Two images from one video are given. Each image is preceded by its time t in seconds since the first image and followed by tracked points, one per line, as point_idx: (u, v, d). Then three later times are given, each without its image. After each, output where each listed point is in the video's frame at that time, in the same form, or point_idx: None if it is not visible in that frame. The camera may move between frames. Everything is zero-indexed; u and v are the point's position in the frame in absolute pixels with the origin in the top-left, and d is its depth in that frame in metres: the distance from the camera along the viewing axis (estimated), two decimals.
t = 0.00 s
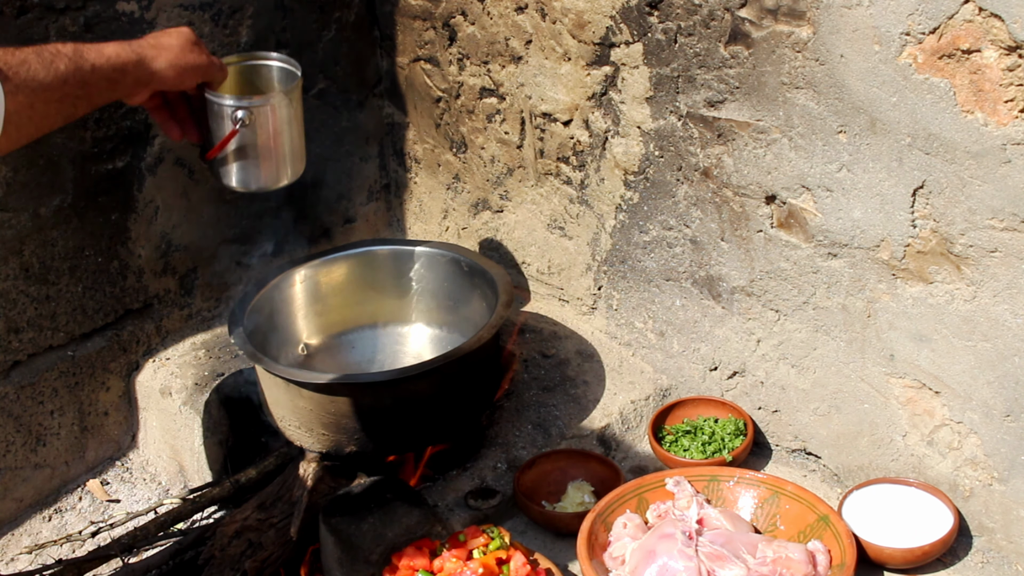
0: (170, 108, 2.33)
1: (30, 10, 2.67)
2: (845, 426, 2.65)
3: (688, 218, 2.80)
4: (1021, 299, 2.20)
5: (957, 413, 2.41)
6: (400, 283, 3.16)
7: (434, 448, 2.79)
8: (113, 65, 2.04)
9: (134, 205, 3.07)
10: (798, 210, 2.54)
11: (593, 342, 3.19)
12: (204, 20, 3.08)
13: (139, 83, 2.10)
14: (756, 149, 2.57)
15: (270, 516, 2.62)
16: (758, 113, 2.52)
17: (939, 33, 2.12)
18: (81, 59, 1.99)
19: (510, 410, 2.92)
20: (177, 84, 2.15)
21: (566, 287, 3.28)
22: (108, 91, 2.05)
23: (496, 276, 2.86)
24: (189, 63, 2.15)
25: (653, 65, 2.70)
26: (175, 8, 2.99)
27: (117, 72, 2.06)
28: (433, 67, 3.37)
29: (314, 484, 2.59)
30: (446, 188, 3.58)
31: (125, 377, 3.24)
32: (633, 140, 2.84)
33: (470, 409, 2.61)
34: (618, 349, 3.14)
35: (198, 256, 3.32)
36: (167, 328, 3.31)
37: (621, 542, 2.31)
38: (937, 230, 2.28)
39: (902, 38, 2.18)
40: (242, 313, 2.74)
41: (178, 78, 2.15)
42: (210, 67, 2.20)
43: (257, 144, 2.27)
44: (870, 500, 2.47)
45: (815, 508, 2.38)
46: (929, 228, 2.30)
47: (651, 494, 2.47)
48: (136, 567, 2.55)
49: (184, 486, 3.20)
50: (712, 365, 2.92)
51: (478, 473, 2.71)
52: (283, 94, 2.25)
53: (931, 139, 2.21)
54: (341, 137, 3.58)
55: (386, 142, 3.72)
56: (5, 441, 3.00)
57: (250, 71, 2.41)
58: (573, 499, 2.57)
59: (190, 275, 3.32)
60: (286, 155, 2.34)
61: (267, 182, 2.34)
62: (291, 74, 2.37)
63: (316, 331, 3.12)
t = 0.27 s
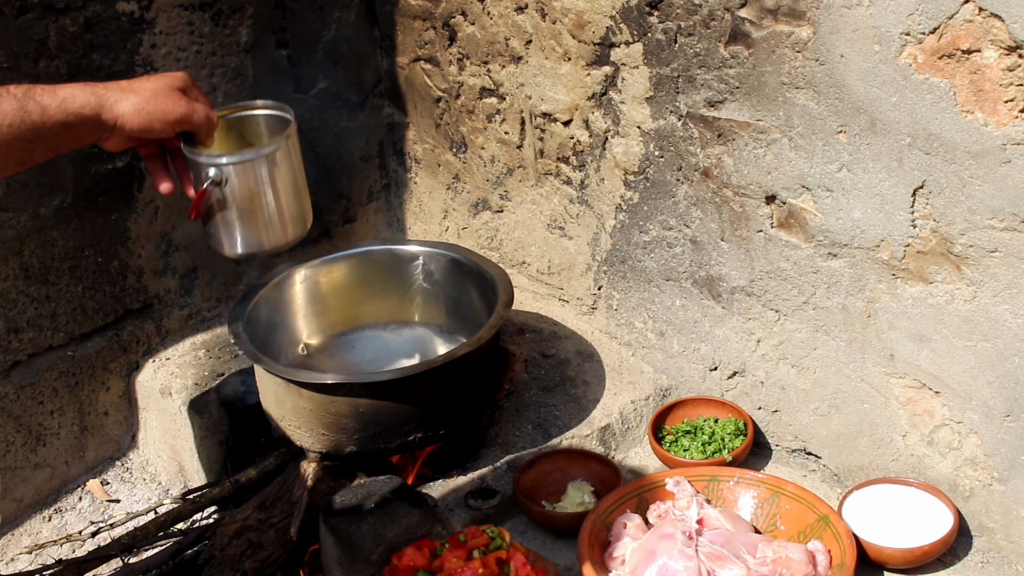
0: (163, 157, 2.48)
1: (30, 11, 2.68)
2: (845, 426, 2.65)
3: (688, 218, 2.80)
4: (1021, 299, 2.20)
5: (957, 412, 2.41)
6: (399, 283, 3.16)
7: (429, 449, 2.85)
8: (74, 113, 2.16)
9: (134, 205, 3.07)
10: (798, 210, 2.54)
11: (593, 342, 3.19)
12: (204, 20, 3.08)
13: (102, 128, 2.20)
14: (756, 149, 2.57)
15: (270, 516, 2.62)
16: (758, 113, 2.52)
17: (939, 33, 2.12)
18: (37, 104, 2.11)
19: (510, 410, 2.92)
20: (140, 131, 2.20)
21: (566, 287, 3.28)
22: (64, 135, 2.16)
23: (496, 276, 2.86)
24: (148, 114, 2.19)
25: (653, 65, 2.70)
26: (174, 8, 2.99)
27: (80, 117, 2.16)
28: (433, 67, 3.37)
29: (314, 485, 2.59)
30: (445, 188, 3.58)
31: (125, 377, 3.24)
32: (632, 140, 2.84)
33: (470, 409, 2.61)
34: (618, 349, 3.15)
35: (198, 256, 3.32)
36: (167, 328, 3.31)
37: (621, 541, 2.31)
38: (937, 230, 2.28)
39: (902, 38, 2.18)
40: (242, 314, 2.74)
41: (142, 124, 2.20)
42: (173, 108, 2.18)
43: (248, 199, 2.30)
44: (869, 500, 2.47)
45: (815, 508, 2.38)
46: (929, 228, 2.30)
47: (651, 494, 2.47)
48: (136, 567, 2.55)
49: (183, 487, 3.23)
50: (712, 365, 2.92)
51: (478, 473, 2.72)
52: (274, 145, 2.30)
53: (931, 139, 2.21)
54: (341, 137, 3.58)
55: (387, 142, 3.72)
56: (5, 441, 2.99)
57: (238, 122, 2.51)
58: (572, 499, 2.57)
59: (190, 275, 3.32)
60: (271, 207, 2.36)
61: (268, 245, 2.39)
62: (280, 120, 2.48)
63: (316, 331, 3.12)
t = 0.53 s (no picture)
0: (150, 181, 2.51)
1: (30, 11, 2.64)
2: (845, 426, 2.65)
3: (688, 218, 2.80)
4: (1021, 299, 2.19)
5: (957, 412, 2.41)
6: (399, 283, 3.16)
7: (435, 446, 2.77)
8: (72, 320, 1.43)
9: (134, 205, 3.07)
10: (798, 210, 2.54)
11: (593, 342, 3.19)
12: (204, 20, 3.08)
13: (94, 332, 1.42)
14: (756, 149, 2.57)
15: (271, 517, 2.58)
16: (758, 113, 2.52)
17: (938, 33, 2.12)
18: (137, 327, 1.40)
19: (510, 410, 2.92)
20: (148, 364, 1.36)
21: (566, 287, 3.28)
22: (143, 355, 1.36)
23: (495, 275, 2.86)
24: (143, 353, 1.36)
25: (653, 65, 2.70)
26: (175, 8, 2.99)
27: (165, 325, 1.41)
28: (433, 67, 3.37)
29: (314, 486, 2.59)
30: (445, 188, 3.58)
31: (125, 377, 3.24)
32: (632, 140, 2.84)
33: (470, 409, 2.61)
34: (617, 349, 3.15)
35: (198, 256, 3.32)
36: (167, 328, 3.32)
37: (621, 541, 2.31)
38: (937, 230, 2.28)
39: (902, 38, 2.18)
40: (242, 314, 2.74)
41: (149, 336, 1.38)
42: (163, 381, 1.33)
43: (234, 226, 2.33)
44: (869, 500, 2.47)
45: (815, 508, 2.37)
46: (929, 228, 2.29)
47: (651, 494, 2.47)
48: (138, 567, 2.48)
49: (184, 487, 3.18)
50: (712, 365, 2.92)
51: (478, 473, 2.72)
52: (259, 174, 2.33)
53: (931, 139, 2.21)
54: (341, 137, 3.59)
55: (387, 142, 3.72)
56: (5, 441, 2.95)
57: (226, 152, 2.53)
58: (573, 499, 2.58)
59: (190, 275, 3.32)
60: (276, 568, 1.37)
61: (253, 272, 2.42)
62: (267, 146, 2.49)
63: (316, 331, 3.12)
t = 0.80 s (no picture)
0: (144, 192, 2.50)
1: (30, 10, 2.67)
2: (845, 427, 2.65)
3: (688, 218, 2.80)
4: (1021, 299, 2.19)
5: (957, 412, 2.41)
6: (399, 283, 3.16)
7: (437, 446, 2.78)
8: None
9: (134, 205, 3.08)
10: (798, 210, 2.54)
11: (593, 342, 3.19)
12: (204, 20, 3.08)
13: None
14: (756, 149, 2.57)
15: (270, 516, 2.59)
16: (758, 113, 2.52)
17: (939, 33, 2.12)
18: None
19: (510, 410, 2.92)
20: None
21: (566, 287, 3.28)
22: None
23: (496, 275, 2.86)
24: None
25: (653, 65, 2.70)
26: (174, 8, 3.00)
27: None
28: (432, 67, 3.37)
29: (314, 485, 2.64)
30: (445, 189, 3.58)
31: (125, 377, 3.24)
32: (632, 140, 2.84)
33: (470, 409, 2.61)
34: (618, 349, 3.15)
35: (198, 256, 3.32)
36: (167, 328, 3.32)
37: (621, 541, 2.31)
38: (937, 230, 2.28)
39: (902, 38, 2.18)
40: (243, 313, 2.74)
41: None
42: None
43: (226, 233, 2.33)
44: (870, 500, 2.47)
45: (815, 508, 2.37)
46: (929, 228, 2.30)
47: (651, 494, 2.47)
48: (136, 566, 2.46)
49: (183, 487, 3.18)
50: (712, 365, 2.92)
51: (478, 473, 2.72)
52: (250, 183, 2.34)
53: (931, 139, 2.21)
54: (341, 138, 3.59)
55: (387, 142, 3.72)
56: (5, 441, 2.96)
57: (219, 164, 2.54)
58: (572, 499, 2.57)
59: (190, 276, 3.32)
60: None
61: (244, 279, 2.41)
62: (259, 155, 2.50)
63: (316, 331, 3.12)
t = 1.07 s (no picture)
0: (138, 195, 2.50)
1: (30, 10, 2.67)
2: (845, 426, 2.65)
3: (688, 218, 2.80)
4: (1021, 299, 2.19)
5: (957, 412, 2.41)
6: (399, 283, 3.16)
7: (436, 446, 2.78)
8: None
9: (134, 205, 3.08)
10: (798, 210, 2.54)
11: (593, 342, 3.19)
12: (204, 20, 3.08)
13: None
14: (756, 149, 2.57)
15: (270, 516, 2.59)
16: (758, 113, 2.52)
17: (939, 33, 2.12)
18: None
19: (510, 410, 2.92)
20: None
21: (566, 287, 3.28)
22: None
23: (496, 275, 2.86)
24: None
25: (653, 65, 2.70)
26: (174, 8, 2.99)
27: None
28: (433, 67, 3.37)
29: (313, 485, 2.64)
30: (445, 189, 3.58)
31: (125, 377, 3.24)
32: (633, 140, 2.84)
33: (470, 409, 2.61)
34: (617, 349, 3.15)
35: (198, 256, 3.32)
36: (167, 328, 3.32)
37: (621, 541, 2.31)
38: (937, 230, 2.28)
39: (902, 38, 2.18)
40: (243, 313, 2.74)
41: None
42: None
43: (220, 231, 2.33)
44: (869, 500, 2.47)
45: (815, 508, 2.37)
46: (929, 228, 2.30)
47: (651, 494, 2.47)
48: (137, 566, 2.48)
49: (183, 487, 3.18)
50: (712, 365, 2.92)
51: (478, 473, 2.72)
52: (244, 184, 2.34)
53: (931, 139, 2.21)
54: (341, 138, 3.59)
55: (386, 142, 3.72)
56: (5, 441, 2.96)
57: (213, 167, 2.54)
58: (572, 499, 2.57)
59: (190, 276, 3.32)
60: None
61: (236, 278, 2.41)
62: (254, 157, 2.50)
63: (316, 331, 3.12)
